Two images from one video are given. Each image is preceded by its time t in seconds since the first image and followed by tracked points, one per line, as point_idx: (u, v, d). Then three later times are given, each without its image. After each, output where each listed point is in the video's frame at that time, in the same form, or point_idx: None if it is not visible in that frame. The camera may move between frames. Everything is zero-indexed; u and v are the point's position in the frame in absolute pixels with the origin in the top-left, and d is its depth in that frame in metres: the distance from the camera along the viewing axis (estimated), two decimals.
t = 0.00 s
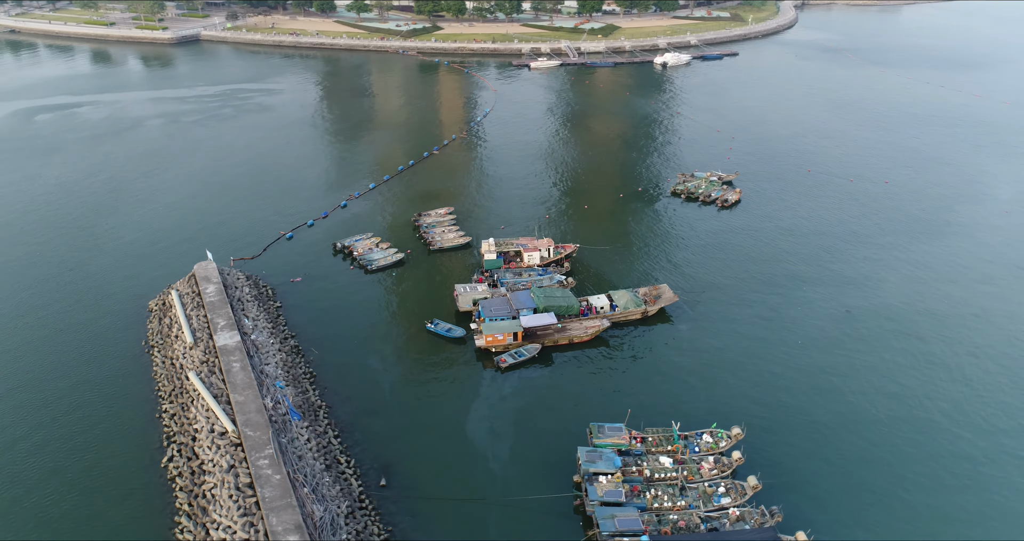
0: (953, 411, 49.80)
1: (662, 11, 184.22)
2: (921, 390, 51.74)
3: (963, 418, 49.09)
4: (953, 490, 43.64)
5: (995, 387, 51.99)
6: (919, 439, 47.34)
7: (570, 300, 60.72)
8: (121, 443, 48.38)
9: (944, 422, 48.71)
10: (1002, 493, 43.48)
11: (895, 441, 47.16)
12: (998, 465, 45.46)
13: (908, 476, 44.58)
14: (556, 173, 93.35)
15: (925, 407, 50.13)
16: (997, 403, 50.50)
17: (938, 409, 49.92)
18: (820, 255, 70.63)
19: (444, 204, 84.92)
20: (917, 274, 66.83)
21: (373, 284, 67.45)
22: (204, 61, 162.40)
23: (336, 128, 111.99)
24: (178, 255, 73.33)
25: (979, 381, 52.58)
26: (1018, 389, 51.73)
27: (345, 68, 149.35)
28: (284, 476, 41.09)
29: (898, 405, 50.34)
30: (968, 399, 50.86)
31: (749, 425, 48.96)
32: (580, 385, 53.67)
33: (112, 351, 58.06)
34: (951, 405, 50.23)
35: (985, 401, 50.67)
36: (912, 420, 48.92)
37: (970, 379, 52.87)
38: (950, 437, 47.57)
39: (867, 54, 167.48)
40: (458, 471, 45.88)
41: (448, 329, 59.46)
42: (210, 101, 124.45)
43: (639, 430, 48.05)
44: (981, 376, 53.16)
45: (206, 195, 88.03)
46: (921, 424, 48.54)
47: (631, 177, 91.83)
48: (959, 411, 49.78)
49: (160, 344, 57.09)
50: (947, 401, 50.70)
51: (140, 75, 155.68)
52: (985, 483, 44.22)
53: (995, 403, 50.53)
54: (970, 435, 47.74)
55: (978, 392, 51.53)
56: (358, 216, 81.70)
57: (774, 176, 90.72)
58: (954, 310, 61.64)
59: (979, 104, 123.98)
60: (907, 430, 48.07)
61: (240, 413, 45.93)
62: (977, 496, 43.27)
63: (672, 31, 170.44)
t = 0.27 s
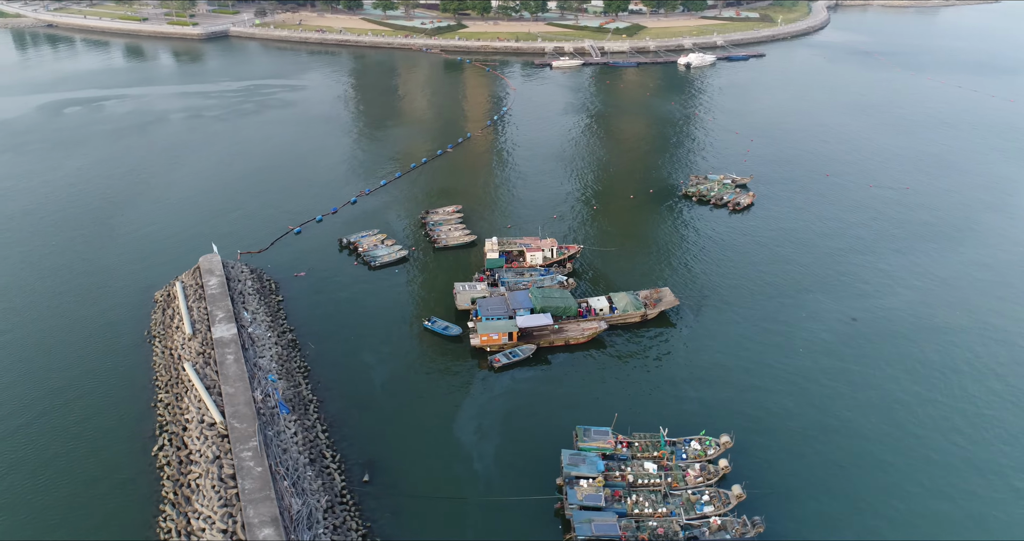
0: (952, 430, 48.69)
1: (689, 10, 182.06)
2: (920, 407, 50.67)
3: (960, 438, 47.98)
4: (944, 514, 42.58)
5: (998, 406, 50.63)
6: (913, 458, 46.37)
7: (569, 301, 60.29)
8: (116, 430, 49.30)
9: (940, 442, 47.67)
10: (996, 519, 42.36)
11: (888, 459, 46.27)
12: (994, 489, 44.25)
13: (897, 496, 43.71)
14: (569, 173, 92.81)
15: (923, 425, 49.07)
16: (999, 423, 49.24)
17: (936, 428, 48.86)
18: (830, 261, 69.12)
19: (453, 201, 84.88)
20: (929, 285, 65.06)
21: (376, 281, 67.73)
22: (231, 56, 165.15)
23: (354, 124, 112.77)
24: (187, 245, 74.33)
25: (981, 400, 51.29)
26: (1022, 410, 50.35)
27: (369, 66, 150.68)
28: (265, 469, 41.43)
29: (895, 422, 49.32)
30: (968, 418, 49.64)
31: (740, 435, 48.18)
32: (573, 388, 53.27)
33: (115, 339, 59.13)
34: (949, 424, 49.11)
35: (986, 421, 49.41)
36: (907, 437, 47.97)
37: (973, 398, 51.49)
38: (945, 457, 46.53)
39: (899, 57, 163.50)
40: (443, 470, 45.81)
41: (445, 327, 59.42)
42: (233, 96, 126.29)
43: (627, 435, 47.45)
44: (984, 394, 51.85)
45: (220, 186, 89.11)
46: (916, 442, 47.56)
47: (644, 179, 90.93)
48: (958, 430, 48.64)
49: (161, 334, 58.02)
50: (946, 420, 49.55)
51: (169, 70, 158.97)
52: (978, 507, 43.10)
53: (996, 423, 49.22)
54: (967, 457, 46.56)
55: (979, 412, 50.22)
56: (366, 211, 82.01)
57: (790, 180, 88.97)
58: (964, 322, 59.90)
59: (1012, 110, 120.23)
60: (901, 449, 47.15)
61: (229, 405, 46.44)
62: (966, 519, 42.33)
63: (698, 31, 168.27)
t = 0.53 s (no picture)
0: (947, 444, 47.43)
1: (712, 10, 179.93)
2: (915, 419, 49.47)
3: (953, 453, 46.74)
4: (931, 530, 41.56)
5: (997, 421, 49.24)
6: (903, 472, 45.30)
7: (563, 301, 59.92)
8: (108, 420, 50.14)
9: (933, 456, 46.52)
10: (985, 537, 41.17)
11: (876, 472, 45.28)
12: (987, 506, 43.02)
13: (882, 510, 42.81)
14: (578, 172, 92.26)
15: (917, 438, 47.90)
16: (996, 438, 47.86)
17: (930, 441, 47.65)
18: (834, 267, 67.75)
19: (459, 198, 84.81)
20: (936, 294, 63.45)
21: (374, 278, 67.97)
22: (254, 53, 167.33)
23: (367, 121, 113.37)
24: (193, 238, 75.28)
25: (979, 413, 49.93)
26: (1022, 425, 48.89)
27: (387, 63, 151.50)
28: (245, 461, 41.82)
29: (888, 434, 48.19)
30: (964, 432, 48.32)
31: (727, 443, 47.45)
32: (562, 390, 52.94)
33: (116, 331, 60.18)
34: (945, 438, 47.86)
35: (983, 435, 48.08)
36: (899, 450, 46.92)
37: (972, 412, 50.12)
38: (937, 472, 45.38)
39: (927, 60, 159.74)
40: (424, 468, 45.78)
41: (438, 326, 59.43)
42: (251, 92, 127.81)
43: (611, 439, 46.99)
44: (983, 408, 50.45)
45: (230, 180, 90.10)
46: (907, 455, 46.48)
47: (653, 180, 90.00)
48: (952, 444, 47.42)
49: (159, 326, 58.87)
50: (942, 433, 48.29)
51: (193, 65, 161.60)
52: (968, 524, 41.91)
53: (994, 438, 47.86)
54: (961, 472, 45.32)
55: (977, 425, 48.91)
56: (371, 207, 82.24)
57: (802, 183, 87.37)
58: (969, 332, 58.31)
59: None
60: (892, 461, 46.09)
61: (216, 398, 46.96)
62: (953, 535, 41.31)
63: (721, 31, 166.18)
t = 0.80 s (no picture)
0: (940, 456, 46.17)
1: (737, 11, 177.61)
2: (910, 430, 48.18)
3: (947, 466, 45.47)
4: None
5: (996, 435, 47.79)
6: (893, 483, 44.13)
7: (558, 302, 59.54)
8: (101, 409, 51.02)
9: (926, 467, 45.32)
10: None
11: (865, 482, 44.19)
12: (978, 524, 41.69)
13: (870, 522, 41.72)
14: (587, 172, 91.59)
15: (910, 449, 46.66)
16: (994, 452, 46.45)
17: (924, 452, 46.37)
18: (840, 272, 66.35)
19: (465, 196, 84.70)
20: (945, 303, 61.75)
21: (374, 274, 68.17)
22: (277, 49, 169.28)
23: (381, 118, 113.87)
24: (200, 229, 76.07)
25: (977, 426, 48.51)
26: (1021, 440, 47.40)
27: (407, 61, 152.20)
28: (225, 454, 42.24)
29: (880, 444, 47.01)
30: (960, 445, 47.00)
31: (715, 451, 46.70)
32: (550, 392, 52.58)
33: (117, 322, 61.17)
34: (939, 449, 46.55)
35: (980, 449, 46.69)
36: (891, 462, 45.79)
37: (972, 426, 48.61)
38: (929, 484, 44.13)
39: (957, 63, 155.82)
40: (406, 465, 45.79)
41: (432, 324, 59.48)
42: (270, 88, 129.26)
43: (594, 442, 46.54)
44: (982, 420, 49.01)
45: (241, 173, 90.91)
46: (898, 467, 45.37)
47: (663, 181, 89.02)
48: (948, 457, 46.15)
49: (158, 317, 59.74)
50: (936, 445, 47.03)
51: (216, 61, 163.94)
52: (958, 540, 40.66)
53: (991, 452, 46.47)
54: (955, 487, 44.00)
55: (974, 439, 47.56)
56: (377, 203, 82.39)
57: (815, 186, 85.66)
58: (974, 343, 56.70)
59: None
60: (882, 472, 44.96)
61: (203, 390, 47.54)
62: None
63: (745, 31, 163.85)
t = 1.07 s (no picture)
0: (930, 472, 45.59)
1: (762, 11, 175.23)
2: (901, 444, 47.58)
3: (936, 483, 44.85)
4: None
5: (990, 453, 46.97)
6: (879, 499, 43.68)
7: (553, 303, 59.27)
8: (97, 399, 52.00)
9: (916, 486, 44.50)
10: None
11: (850, 497, 43.77)
12: None
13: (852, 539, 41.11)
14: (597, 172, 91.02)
15: (900, 465, 46.03)
16: (986, 471, 45.67)
17: (914, 469, 45.78)
18: (844, 280, 65.16)
19: (471, 194, 84.70)
20: (950, 315, 60.35)
21: (374, 270, 68.41)
22: (300, 46, 171.09)
23: (396, 115, 114.40)
24: (207, 222, 77.03)
25: (971, 442, 47.73)
26: (1016, 459, 46.47)
27: (426, 59, 152.75)
28: (208, 446, 42.76)
29: (869, 458, 46.52)
30: (951, 462, 46.28)
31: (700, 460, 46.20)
32: (539, 394, 52.38)
33: (120, 314, 62.27)
34: (929, 465, 45.95)
35: (971, 467, 45.92)
36: (880, 479, 45.03)
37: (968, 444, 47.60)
38: (915, 501, 43.57)
39: (987, 67, 152.00)
40: (389, 463, 45.92)
41: (426, 322, 59.54)
42: (289, 85, 130.66)
43: (577, 445, 46.21)
44: (978, 438, 48.12)
45: (252, 168, 91.88)
46: (887, 484, 44.62)
47: (672, 182, 88.14)
48: (939, 476, 45.29)
49: (158, 309, 60.67)
50: (927, 460, 46.36)
51: (240, 57, 166.16)
52: None
53: (982, 470, 45.74)
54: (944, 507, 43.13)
55: (969, 458, 46.54)
56: (383, 200, 82.74)
57: (828, 190, 84.16)
58: (977, 357, 55.53)
59: None
60: (869, 488, 44.40)
61: (192, 382, 48.17)
62: None
63: (768, 32, 161.57)
